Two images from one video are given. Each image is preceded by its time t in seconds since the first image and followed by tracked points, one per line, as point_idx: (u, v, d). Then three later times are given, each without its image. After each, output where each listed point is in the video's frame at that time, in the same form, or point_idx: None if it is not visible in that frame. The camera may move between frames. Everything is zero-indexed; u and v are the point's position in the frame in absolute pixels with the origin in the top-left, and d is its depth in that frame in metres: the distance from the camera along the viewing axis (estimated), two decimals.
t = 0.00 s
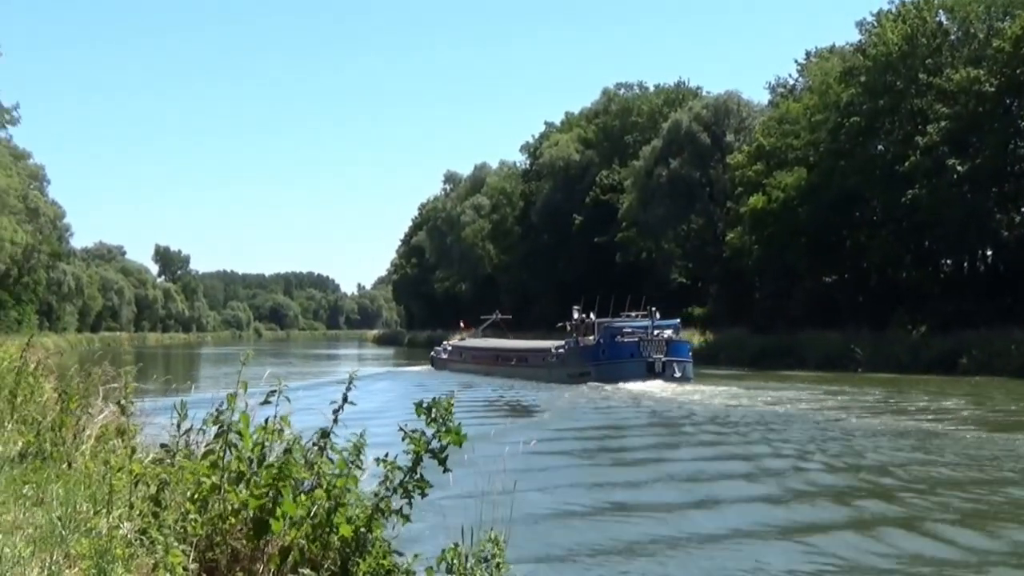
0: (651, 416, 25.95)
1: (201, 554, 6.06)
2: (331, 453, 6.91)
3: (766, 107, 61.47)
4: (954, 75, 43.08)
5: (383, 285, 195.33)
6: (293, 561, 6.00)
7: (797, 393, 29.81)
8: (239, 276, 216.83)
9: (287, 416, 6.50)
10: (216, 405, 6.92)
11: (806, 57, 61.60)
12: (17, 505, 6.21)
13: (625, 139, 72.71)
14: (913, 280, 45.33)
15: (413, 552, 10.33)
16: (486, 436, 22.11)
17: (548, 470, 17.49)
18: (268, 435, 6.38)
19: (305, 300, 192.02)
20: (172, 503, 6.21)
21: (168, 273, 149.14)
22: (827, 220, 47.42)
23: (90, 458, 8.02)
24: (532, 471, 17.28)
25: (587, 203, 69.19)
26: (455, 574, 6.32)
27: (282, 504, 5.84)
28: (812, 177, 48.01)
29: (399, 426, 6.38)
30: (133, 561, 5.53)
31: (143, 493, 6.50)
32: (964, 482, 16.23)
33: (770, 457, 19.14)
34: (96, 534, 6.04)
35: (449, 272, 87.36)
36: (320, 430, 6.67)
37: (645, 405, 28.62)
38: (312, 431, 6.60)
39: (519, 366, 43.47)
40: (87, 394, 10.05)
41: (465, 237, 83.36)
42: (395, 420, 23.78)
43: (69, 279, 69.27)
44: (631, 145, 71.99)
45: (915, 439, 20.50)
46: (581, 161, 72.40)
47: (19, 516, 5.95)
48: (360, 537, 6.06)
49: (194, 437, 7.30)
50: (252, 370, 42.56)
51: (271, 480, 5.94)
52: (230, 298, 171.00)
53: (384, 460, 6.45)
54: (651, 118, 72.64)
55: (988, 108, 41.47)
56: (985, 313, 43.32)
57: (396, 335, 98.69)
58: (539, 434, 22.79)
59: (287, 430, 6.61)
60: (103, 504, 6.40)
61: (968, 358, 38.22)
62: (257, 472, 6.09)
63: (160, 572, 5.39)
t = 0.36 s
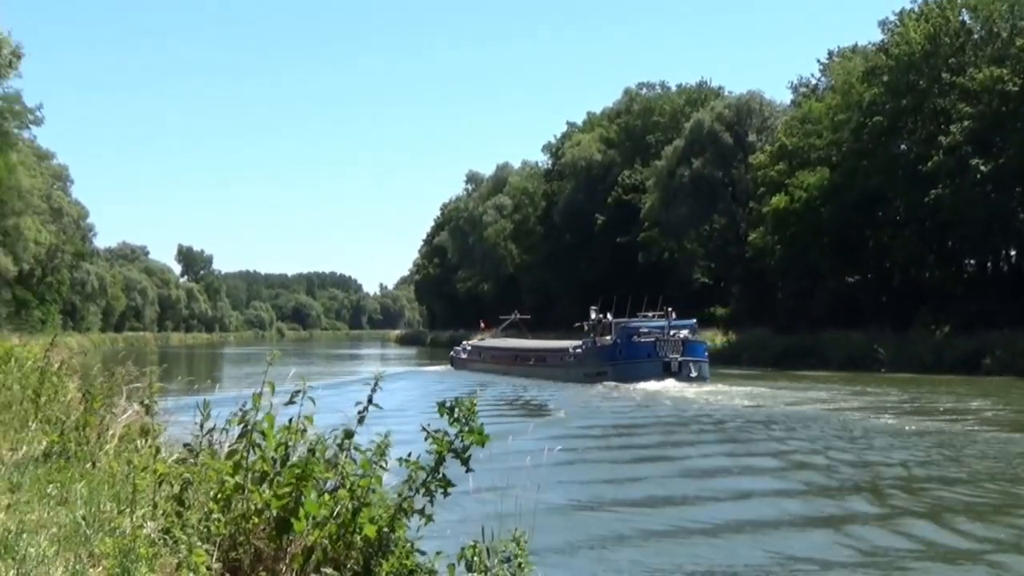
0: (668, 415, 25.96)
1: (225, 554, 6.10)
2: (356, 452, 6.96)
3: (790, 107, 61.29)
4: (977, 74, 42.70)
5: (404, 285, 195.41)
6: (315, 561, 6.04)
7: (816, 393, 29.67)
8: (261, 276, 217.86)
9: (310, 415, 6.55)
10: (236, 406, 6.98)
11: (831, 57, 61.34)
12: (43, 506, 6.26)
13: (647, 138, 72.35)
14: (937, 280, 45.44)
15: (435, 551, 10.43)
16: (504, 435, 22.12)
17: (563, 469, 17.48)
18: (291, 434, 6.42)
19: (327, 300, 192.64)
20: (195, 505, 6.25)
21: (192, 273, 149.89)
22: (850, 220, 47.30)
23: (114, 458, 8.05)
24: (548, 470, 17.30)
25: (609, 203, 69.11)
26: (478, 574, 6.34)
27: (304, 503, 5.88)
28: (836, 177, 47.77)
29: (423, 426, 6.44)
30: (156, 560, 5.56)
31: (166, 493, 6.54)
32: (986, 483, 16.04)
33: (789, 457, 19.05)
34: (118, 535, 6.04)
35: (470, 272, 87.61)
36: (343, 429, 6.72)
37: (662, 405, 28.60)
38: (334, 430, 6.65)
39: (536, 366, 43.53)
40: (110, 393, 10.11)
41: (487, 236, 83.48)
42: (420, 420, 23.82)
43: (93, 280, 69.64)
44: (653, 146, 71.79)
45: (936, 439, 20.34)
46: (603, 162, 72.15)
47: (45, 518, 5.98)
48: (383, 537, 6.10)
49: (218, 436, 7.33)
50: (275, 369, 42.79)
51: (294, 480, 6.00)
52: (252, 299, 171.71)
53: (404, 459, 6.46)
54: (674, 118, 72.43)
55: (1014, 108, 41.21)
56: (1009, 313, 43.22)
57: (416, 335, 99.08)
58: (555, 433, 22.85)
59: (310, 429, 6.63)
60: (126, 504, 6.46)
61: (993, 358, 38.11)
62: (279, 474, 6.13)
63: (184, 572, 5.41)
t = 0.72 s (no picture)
0: (681, 415, 25.94)
1: (245, 554, 6.13)
2: (373, 453, 7.01)
3: (809, 106, 61.06)
4: (997, 74, 42.38)
5: (421, 284, 195.36)
6: (331, 561, 6.07)
7: (831, 393, 29.55)
8: (280, 276, 218.87)
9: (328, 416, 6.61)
10: (256, 406, 7.06)
11: (851, 55, 61.05)
12: (64, 506, 6.32)
13: (666, 139, 71.96)
14: (956, 280, 45.27)
15: (453, 551, 10.53)
16: (518, 434, 22.17)
17: (575, 469, 17.49)
18: (309, 434, 6.48)
19: (344, 300, 193.17)
20: (213, 504, 6.29)
21: (211, 273, 150.31)
22: (869, 220, 47.15)
23: (133, 458, 8.13)
24: (560, 470, 17.32)
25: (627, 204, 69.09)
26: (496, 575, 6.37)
27: (322, 503, 5.93)
28: (854, 177, 47.72)
29: (440, 426, 6.49)
30: (176, 560, 5.59)
31: (185, 492, 6.58)
32: (1000, 484, 15.94)
33: (804, 457, 19.03)
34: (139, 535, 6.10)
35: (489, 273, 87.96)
36: (361, 429, 6.78)
37: (676, 404, 28.61)
38: (352, 431, 6.70)
39: (549, 366, 43.59)
40: (129, 393, 10.22)
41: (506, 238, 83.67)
42: (439, 420, 23.87)
43: (113, 280, 69.81)
44: (671, 146, 71.52)
45: (951, 439, 20.25)
46: (621, 162, 72.13)
47: (67, 517, 6.04)
48: (401, 537, 6.14)
49: (237, 437, 7.39)
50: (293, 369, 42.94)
51: (312, 480, 6.06)
52: (270, 299, 172.49)
53: (421, 460, 6.50)
54: (692, 118, 71.97)
55: None
56: None
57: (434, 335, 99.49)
58: (567, 432, 22.90)
59: (326, 430, 6.68)
60: (145, 505, 6.51)
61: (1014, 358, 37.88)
62: (297, 474, 6.18)
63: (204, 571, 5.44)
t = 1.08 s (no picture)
0: (685, 415, 25.96)
1: (253, 556, 6.15)
2: (381, 453, 7.03)
3: (819, 107, 61.04)
4: (1007, 73, 42.29)
5: (429, 285, 195.35)
6: (339, 561, 6.10)
7: (836, 394, 29.53)
8: (289, 276, 219.28)
9: (337, 417, 6.65)
10: (265, 407, 7.08)
11: (860, 55, 60.99)
12: (73, 506, 6.32)
13: (675, 139, 71.85)
14: (965, 280, 45.13)
15: (462, 552, 10.56)
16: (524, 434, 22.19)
17: (578, 469, 17.54)
18: (318, 435, 6.52)
19: (353, 300, 193.42)
20: (222, 505, 6.30)
21: (220, 273, 150.73)
22: (878, 220, 47.08)
23: (141, 458, 8.15)
24: (565, 470, 17.30)
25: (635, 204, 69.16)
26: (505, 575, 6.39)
27: (331, 504, 5.97)
28: (864, 177, 47.73)
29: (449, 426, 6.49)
30: (185, 560, 5.61)
31: (194, 493, 6.60)
32: (1002, 484, 15.93)
33: (810, 457, 19.01)
34: (149, 534, 6.11)
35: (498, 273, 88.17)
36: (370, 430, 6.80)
37: (680, 405, 28.65)
38: (360, 431, 6.73)
39: (554, 366, 43.61)
40: (138, 394, 10.24)
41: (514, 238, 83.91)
42: (447, 419, 23.90)
43: (122, 280, 69.85)
44: (680, 146, 71.45)
45: (955, 440, 20.23)
46: (630, 162, 72.15)
47: (76, 517, 6.06)
48: (409, 537, 6.18)
49: (245, 438, 7.41)
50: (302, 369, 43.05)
51: (321, 479, 6.07)
52: (278, 299, 172.70)
53: (429, 460, 6.52)
54: (701, 118, 71.77)
55: None
56: None
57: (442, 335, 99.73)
58: (572, 431, 22.95)
59: (335, 431, 6.71)
60: (154, 505, 6.52)
61: None
62: (304, 474, 6.21)
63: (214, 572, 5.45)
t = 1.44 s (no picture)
0: (681, 415, 26.00)
1: (256, 555, 6.16)
2: (382, 452, 7.06)
3: (820, 107, 61.10)
4: (1008, 74, 42.22)
5: (431, 285, 195.39)
6: (341, 561, 6.12)
7: (833, 394, 29.59)
8: (290, 276, 219.36)
9: (339, 417, 6.67)
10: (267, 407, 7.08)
11: (862, 55, 61.01)
12: (74, 506, 6.33)
13: (676, 140, 71.91)
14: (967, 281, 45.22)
15: (465, 552, 10.54)
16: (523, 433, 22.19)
17: (577, 468, 17.56)
18: (320, 435, 6.55)
19: (354, 300, 193.56)
20: (224, 505, 6.31)
21: (221, 273, 150.68)
22: (880, 220, 47.08)
23: (143, 458, 8.19)
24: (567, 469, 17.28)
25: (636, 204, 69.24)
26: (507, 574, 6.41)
27: (332, 504, 5.99)
28: (865, 177, 47.75)
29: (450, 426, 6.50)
30: (186, 560, 5.60)
31: (195, 493, 6.59)
32: (994, 484, 16.02)
33: (808, 458, 19.00)
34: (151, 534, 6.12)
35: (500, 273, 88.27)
36: (371, 430, 6.80)
37: (677, 404, 28.70)
38: (362, 432, 6.74)
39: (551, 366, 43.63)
40: (139, 394, 10.24)
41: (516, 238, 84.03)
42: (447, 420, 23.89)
43: (123, 280, 69.99)
44: (681, 146, 71.56)
45: (950, 440, 20.28)
46: (631, 162, 72.23)
47: (78, 517, 6.06)
48: (411, 537, 6.20)
49: (246, 439, 7.41)
50: (302, 369, 43.04)
51: (322, 480, 6.09)
52: (280, 299, 172.74)
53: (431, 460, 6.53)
54: (702, 118, 71.68)
55: None
56: None
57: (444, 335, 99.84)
58: (569, 431, 22.98)
59: (337, 432, 6.71)
60: (156, 504, 6.53)
61: None
62: (305, 474, 6.22)
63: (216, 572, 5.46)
